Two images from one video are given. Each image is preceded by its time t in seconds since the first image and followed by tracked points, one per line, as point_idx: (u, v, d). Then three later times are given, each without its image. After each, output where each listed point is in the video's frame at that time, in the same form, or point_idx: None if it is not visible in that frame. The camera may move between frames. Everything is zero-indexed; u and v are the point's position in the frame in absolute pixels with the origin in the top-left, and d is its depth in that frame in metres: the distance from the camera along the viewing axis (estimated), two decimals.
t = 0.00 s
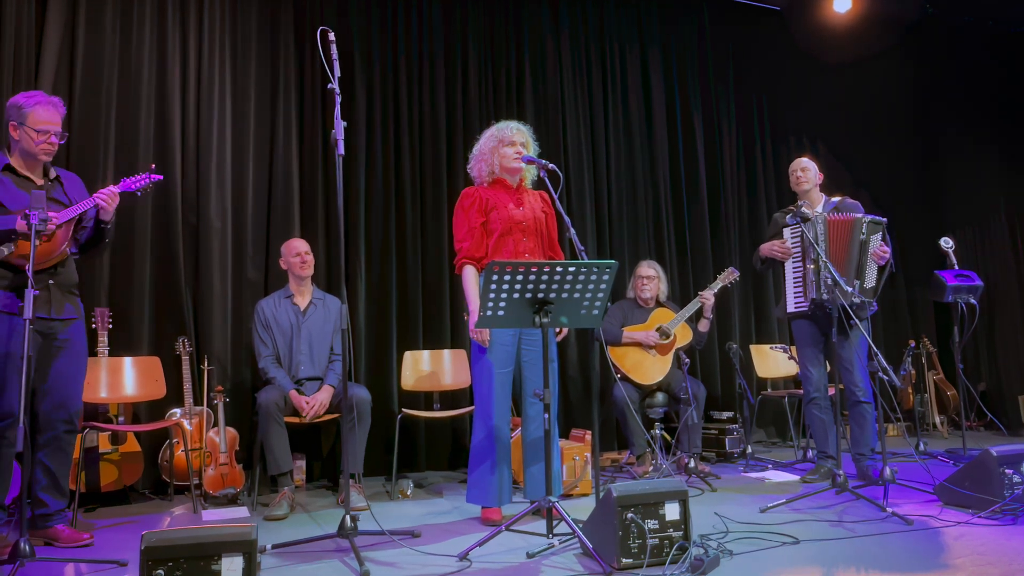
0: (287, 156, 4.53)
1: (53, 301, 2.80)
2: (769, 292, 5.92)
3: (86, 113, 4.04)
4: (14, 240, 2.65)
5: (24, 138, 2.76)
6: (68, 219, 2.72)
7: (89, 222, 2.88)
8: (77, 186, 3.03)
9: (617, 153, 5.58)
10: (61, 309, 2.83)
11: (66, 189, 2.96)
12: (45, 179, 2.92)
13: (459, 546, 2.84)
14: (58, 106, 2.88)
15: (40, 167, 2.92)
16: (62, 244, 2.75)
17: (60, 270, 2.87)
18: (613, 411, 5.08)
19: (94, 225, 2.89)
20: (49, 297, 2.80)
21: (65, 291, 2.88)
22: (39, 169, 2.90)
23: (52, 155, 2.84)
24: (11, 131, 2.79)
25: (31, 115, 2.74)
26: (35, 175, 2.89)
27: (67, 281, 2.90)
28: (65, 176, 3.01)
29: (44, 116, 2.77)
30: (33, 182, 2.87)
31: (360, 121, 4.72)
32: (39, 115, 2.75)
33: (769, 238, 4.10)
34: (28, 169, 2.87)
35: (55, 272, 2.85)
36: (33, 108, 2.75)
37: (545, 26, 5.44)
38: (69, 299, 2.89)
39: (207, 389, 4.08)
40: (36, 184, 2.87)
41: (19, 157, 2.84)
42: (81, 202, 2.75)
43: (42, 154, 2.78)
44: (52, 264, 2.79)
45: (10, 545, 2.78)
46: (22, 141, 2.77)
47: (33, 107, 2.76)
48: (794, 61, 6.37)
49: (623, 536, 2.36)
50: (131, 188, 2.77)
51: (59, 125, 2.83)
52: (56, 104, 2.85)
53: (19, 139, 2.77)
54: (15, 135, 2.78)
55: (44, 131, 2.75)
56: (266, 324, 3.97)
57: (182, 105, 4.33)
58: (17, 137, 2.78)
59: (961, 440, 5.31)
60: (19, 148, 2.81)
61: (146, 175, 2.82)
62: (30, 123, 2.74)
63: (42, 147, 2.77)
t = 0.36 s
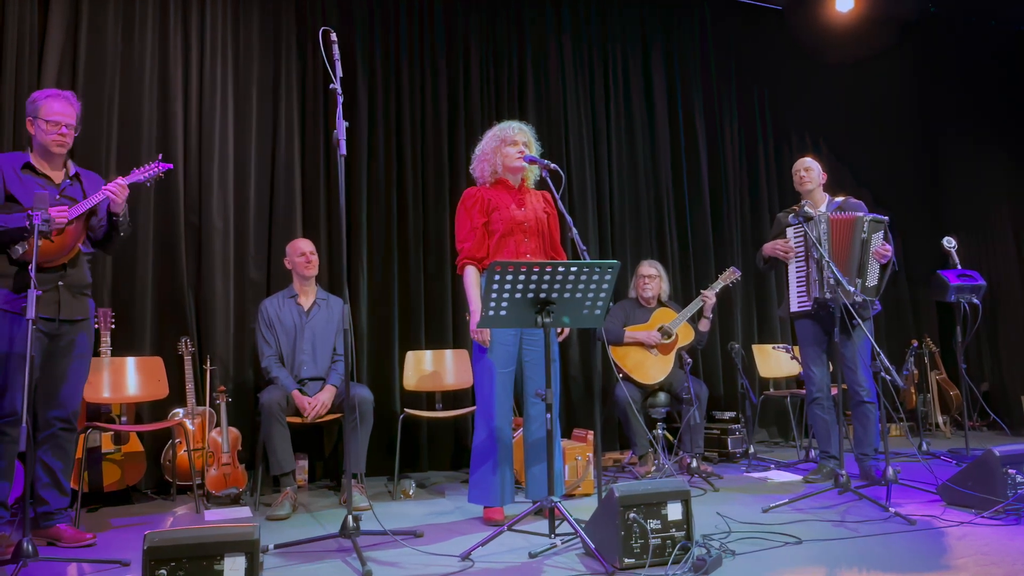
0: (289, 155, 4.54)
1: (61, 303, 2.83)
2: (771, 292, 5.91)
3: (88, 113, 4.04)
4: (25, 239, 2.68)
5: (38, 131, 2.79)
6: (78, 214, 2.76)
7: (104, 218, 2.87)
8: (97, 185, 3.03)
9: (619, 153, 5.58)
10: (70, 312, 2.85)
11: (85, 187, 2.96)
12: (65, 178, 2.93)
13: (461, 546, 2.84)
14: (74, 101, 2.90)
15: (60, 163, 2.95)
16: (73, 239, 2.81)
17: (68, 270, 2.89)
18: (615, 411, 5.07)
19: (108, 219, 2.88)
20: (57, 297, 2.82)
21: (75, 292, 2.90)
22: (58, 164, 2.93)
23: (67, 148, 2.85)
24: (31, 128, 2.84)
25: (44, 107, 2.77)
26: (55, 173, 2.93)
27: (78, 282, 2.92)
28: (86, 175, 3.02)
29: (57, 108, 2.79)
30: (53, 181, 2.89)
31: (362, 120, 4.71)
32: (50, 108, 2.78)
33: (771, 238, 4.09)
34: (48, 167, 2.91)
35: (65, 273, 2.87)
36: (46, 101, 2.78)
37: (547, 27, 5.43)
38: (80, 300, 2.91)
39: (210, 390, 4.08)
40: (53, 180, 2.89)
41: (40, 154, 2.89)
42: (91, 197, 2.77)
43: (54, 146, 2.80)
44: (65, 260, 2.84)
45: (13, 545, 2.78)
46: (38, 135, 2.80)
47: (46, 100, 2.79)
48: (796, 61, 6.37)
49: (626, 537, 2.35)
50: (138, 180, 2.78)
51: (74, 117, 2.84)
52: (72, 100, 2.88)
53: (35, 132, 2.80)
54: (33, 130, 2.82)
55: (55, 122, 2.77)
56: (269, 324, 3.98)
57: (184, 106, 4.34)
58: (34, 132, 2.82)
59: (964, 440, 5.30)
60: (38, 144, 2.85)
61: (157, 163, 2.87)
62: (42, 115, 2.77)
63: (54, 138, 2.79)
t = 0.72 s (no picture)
0: (292, 156, 4.54)
1: (63, 308, 2.83)
2: (775, 292, 5.91)
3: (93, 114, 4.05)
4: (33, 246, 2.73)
5: (61, 138, 2.82)
6: (86, 224, 2.75)
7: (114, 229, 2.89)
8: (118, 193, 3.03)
9: (622, 154, 5.58)
10: (73, 316, 2.86)
11: (104, 194, 2.98)
12: (85, 184, 2.96)
13: (464, 546, 2.84)
14: (101, 112, 2.92)
15: (83, 170, 2.98)
16: (77, 249, 2.75)
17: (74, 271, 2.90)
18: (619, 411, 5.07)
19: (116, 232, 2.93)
20: (59, 302, 2.83)
21: (83, 296, 2.91)
22: (79, 172, 2.95)
23: (86, 158, 2.87)
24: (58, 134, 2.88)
25: (67, 115, 2.80)
26: (75, 180, 2.95)
27: (84, 285, 2.92)
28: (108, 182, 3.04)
29: (77, 117, 2.80)
30: (71, 185, 2.93)
31: (365, 120, 4.72)
32: (74, 117, 2.80)
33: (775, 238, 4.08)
34: (70, 175, 2.93)
35: (70, 281, 2.87)
36: (71, 109, 2.81)
37: (550, 28, 5.43)
38: (89, 305, 2.93)
39: (214, 390, 4.08)
40: (72, 187, 2.92)
41: (62, 160, 2.92)
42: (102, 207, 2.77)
43: (71, 155, 2.82)
44: (67, 270, 2.79)
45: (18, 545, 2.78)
46: (60, 142, 2.84)
47: (72, 109, 2.82)
48: (799, 61, 6.36)
49: (629, 537, 2.35)
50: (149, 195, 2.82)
51: (94, 128, 2.85)
52: (99, 112, 2.90)
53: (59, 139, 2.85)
54: (58, 136, 2.86)
55: (73, 131, 2.79)
56: (273, 325, 3.99)
57: (188, 107, 4.34)
58: (59, 139, 2.86)
59: (968, 441, 5.29)
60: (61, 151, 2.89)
61: (169, 180, 2.92)
62: (65, 122, 2.80)
63: (71, 147, 2.81)
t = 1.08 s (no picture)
0: (298, 157, 4.55)
1: (66, 313, 2.84)
2: (781, 292, 5.90)
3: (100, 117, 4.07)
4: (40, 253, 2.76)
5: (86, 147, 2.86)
6: (90, 233, 2.76)
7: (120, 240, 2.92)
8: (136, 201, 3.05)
9: (628, 155, 5.58)
10: (76, 322, 2.87)
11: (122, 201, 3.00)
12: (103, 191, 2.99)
13: (471, 547, 2.84)
14: (128, 124, 2.94)
15: (104, 179, 2.99)
16: (81, 258, 2.77)
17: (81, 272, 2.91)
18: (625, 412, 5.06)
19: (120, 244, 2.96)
20: (62, 307, 2.84)
21: (87, 303, 2.92)
22: (100, 180, 2.97)
23: (106, 167, 2.90)
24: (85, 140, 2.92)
25: (92, 125, 2.83)
26: (94, 187, 2.98)
27: (92, 287, 2.93)
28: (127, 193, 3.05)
29: (101, 129, 2.84)
30: (88, 192, 2.95)
31: (370, 122, 4.73)
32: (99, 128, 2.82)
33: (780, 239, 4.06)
34: (91, 181, 2.97)
35: (72, 286, 2.88)
36: (97, 120, 2.84)
37: (555, 29, 5.44)
38: (92, 311, 2.93)
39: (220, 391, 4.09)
40: (90, 193, 2.95)
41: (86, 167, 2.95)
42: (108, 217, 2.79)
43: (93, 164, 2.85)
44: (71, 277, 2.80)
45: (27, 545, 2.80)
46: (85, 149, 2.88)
47: (98, 119, 2.85)
48: (805, 61, 6.34)
49: (636, 538, 2.35)
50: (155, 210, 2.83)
51: (117, 141, 2.87)
52: (126, 125, 2.92)
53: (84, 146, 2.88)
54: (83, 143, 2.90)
55: (96, 142, 2.82)
56: (279, 326, 4.00)
57: (195, 109, 4.36)
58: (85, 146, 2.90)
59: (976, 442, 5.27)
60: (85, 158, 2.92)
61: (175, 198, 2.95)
62: (90, 132, 2.83)
63: (92, 156, 2.84)
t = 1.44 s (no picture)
0: (306, 160, 4.56)
1: (75, 314, 2.86)
2: (789, 293, 5.87)
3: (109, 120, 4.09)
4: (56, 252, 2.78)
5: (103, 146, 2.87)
6: (103, 230, 2.77)
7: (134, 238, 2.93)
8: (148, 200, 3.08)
9: (636, 156, 5.57)
10: (86, 323, 2.88)
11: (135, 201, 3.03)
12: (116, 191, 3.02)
13: (479, 549, 2.84)
14: (144, 125, 2.96)
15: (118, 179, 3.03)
16: (92, 256, 2.79)
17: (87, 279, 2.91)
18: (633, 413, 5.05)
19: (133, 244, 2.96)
20: (72, 308, 2.85)
21: (98, 305, 2.93)
22: (113, 181, 3.00)
23: (122, 167, 2.91)
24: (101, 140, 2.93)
25: (111, 125, 2.84)
26: (107, 189, 3.01)
27: (99, 292, 2.94)
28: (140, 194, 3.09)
29: (120, 129, 2.84)
30: (103, 193, 2.98)
31: (378, 124, 4.73)
32: (118, 128, 2.84)
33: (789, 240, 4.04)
34: (105, 181, 2.99)
35: (83, 287, 2.89)
36: (115, 121, 2.85)
37: (562, 29, 5.43)
38: (103, 313, 2.94)
39: (229, 393, 4.10)
40: (104, 195, 2.97)
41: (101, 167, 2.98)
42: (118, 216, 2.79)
43: (110, 163, 2.87)
44: (83, 276, 2.83)
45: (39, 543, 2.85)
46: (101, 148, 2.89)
47: (116, 120, 2.86)
48: (813, 60, 6.31)
49: (644, 540, 2.33)
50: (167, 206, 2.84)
51: (135, 141, 2.88)
52: (143, 126, 2.93)
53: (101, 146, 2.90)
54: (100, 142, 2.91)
55: (113, 141, 2.83)
56: (286, 329, 4.01)
57: (203, 112, 4.37)
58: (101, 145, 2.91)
59: (987, 444, 5.24)
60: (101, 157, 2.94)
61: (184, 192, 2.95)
62: (108, 131, 2.84)
63: (109, 156, 2.85)
